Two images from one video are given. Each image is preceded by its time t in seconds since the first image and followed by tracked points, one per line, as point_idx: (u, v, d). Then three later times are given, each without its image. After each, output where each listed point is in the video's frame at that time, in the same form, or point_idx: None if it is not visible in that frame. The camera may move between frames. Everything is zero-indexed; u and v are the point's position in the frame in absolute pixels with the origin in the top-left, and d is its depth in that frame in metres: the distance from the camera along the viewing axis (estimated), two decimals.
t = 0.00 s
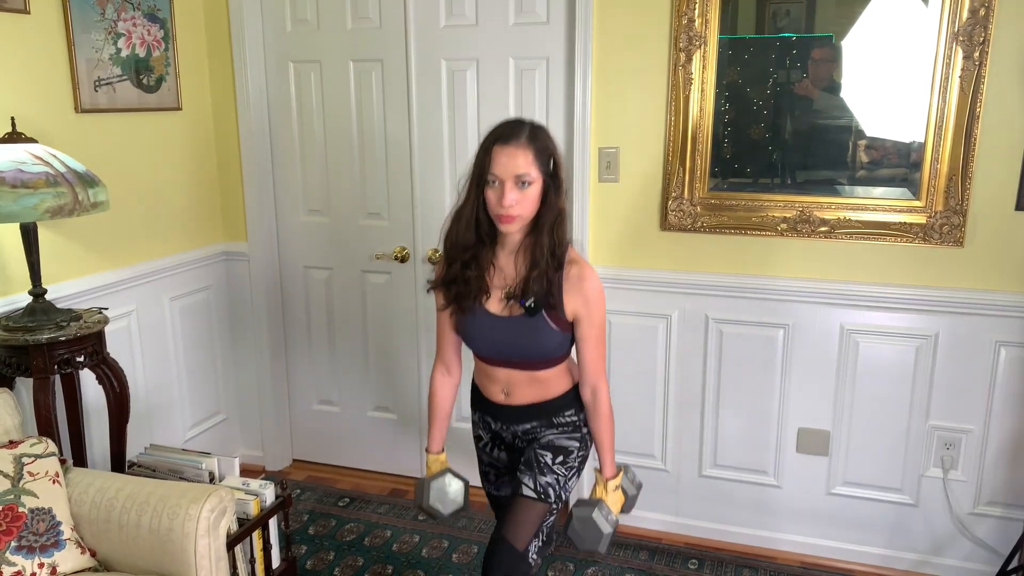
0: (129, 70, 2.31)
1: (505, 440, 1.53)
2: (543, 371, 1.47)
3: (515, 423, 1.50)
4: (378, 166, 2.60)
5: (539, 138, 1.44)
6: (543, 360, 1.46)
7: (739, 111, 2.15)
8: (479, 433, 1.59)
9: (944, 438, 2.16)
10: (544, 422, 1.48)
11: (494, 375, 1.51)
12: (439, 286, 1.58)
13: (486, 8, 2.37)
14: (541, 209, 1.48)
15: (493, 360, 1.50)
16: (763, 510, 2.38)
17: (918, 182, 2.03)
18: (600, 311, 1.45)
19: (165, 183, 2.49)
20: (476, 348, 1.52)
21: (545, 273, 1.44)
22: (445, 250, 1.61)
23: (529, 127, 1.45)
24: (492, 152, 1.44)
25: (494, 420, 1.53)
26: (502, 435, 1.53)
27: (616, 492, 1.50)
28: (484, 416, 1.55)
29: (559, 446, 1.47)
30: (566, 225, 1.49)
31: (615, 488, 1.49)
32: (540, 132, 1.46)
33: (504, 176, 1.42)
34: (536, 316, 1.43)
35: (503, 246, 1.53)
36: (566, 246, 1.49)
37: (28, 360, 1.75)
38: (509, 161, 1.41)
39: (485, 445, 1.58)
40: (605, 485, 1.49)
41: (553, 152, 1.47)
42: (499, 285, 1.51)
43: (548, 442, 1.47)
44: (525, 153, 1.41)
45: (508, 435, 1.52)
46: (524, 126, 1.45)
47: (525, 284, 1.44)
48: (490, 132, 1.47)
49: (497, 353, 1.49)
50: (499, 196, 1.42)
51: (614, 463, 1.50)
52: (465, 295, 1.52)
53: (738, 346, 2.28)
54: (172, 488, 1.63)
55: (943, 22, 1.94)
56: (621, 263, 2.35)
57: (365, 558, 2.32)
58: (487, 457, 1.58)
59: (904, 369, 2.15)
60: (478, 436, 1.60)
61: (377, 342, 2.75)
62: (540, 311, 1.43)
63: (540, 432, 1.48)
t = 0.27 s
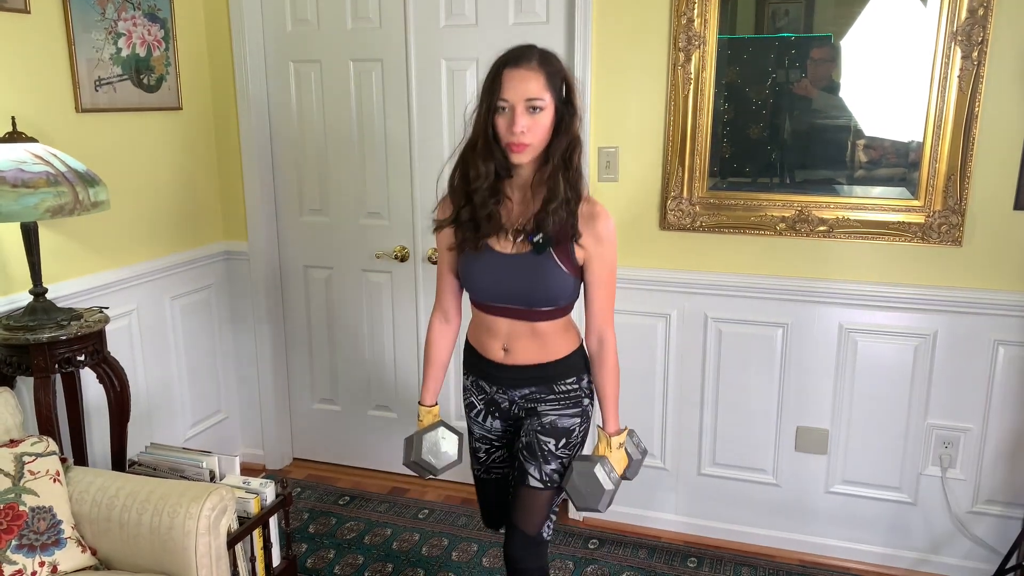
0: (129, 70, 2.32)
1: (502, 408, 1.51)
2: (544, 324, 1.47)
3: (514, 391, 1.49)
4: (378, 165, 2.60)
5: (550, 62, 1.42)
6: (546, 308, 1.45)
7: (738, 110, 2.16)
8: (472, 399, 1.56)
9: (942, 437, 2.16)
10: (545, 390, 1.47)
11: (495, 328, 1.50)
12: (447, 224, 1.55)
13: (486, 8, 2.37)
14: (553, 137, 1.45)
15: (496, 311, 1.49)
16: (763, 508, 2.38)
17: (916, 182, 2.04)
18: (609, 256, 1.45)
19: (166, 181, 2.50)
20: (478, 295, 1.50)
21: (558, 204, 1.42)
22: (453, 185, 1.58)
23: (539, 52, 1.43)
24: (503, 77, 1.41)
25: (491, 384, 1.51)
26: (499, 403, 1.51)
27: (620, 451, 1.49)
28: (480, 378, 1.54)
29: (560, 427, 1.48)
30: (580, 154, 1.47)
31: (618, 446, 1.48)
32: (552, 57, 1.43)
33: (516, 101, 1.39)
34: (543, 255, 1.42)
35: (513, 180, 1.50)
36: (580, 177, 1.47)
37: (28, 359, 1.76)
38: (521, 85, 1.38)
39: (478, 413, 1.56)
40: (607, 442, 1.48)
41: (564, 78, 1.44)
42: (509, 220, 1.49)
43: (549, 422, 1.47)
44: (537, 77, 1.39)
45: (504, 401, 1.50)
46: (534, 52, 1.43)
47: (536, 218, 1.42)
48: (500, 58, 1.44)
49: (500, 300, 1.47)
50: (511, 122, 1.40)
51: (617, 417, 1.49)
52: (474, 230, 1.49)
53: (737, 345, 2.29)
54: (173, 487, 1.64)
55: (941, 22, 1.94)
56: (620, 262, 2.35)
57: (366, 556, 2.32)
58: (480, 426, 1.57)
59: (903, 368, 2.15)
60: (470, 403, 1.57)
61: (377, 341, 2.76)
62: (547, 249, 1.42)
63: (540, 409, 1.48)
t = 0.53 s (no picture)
0: (129, 69, 2.31)
1: (503, 403, 1.49)
2: (544, 312, 1.46)
3: (516, 384, 1.47)
4: (379, 164, 2.60)
5: (546, 47, 1.42)
6: (546, 292, 1.44)
7: (738, 110, 2.15)
8: (469, 393, 1.52)
9: (942, 437, 2.16)
10: (548, 384, 1.47)
11: (496, 317, 1.49)
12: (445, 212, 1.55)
13: (486, 7, 2.37)
14: (551, 121, 1.45)
15: (496, 298, 1.48)
16: (762, 507, 2.38)
17: (916, 181, 2.04)
18: (607, 244, 1.44)
19: (165, 181, 2.50)
20: (477, 281, 1.49)
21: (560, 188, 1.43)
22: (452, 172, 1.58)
23: (535, 37, 1.43)
24: (500, 63, 1.41)
25: (491, 377, 1.49)
26: (499, 397, 1.49)
27: (610, 449, 1.44)
28: (479, 372, 1.51)
29: (565, 427, 1.49)
30: (579, 138, 1.48)
31: (609, 443, 1.43)
32: (547, 42, 1.43)
33: (513, 86, 1.39)
34: (542, 235, 1.41)
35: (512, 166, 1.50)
36: (579, 161, 1.48)
37: (28, 358, 1.76)
38: (518, 71, 1.38)
39: (475, 407, 1.52)
40: (597, 438, 1.44)
41: (561, 62, 1.44)
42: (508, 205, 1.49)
43: (554, 422, 1.48)
44: (533, 63, 1.39)
45: (506, 395, 1.48)
46: (530, 37, 1.42)
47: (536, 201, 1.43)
48: (495, 44, 1.44)
49: (500, 286, 1.46)
50: (509, 108, 1.40)
51: (610, 414, 1.45)
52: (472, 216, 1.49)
53: (738, 345, 2.29)
54: (173, 487, 1.64)
55: (942, 21, 1.94)
56: (620, 262, 2.35)
57: (366, 556, 2.32)
58: (477, 420, 1.52)
59: (903, 367, 2.16)
60: (466, 397, 1.53)
61: (378, 341, 2.76)
62: (545, 229, 1.41)
63: (544, 407, 1.48)
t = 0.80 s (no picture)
0: (130, 68, 2.31)
1: (493, 403, 1.49)
2: (529, 308, 1.45)
3: (506, 384, 1.46)
4: (379, 163, 2.60)
5: (523, 39, 1.41)
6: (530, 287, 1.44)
7: (739, 109, 2.15)
8: (459, 395, 1.52)
9: (943, 436, 2.16)
10: (539, 383, 1.46)
11: (483, 315, 1.49)
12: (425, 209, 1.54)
13: (487, 6, 2.37)
14: (529, 113, 1.44)
15: (482, 296, 1.48)
16: (763, 507, 2.38)
17: (917, 181, 2.04)
18: (590, 237, 1.43)
19: (166, 180, 2.50)
20: (462, 279, 1.49)
21: (538, 180, 1.42)
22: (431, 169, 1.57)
23: (511, 29, 1.41)
24: (476, 55, 1.40)
25: (481, 377, 1.48)
26: (490, 398, 1.49)
27: (594, 450, 1.43)
28: (469, 372, 1.51)
29: (557, 429, 1.49)
30: (557, 130, 1.46)
31: (593, 444, 1.42)
32: (524, 34, 1.42)
33: (490, 77, 1.38)
34: (523, 230, 1.40)
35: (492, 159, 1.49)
36: (558, 153, 1.46)
37: (29, 358, 1.76)
38: (494, 62, 1.38)
39: (465, 409, 1.52)
40: (581, 439, 1.43)
41: (537, 53, 1.43)
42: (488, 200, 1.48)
43: (546, 424, 1.48)
44: (510, 53, 1.38)
45: (496, 395, 1.48)
46: (506, 29, 1.41)
47: (515, 195, 1.41)
48: (471, 37, 1.43)
49: (486, 284, 1.46)
50: (486, 100, 1.39)
51: (597, 414, 1.44)
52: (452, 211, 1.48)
53: (738, 344, 2.29)
54: (173, 486, 1.64)
55: (943, 19, 1.94)
56: (621, 261, 2.35)
57: (366, 555, 2.33)
58: (467, 423, 1.52)
59: (903, 367, 2.15)
60: (455, 399, 1.53)
61: (379, 339, 2.75)
62: (526, 224, 1.40)
63: (535, 408, 1.47)
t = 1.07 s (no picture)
0: (130, 68, 2.31)
1: (484, 400, 1.49)
2: (510, 311, 1.44)
3: (497, 381, 1.46)
4: (379, 162, 2.60)
5: (484, 40, 1.41)
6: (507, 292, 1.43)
7: (739, 109, 2.15)
8: (448, 394, 1.52)
9: (944, 436, 2.16)
10: (530, 377, 1.47)
11: (469, 322, 1.48)
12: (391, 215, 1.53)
13: (487, 5, 2.37)
14: (490, 115, 1.44)
15: (463, 304, 1.46)
16: (764, 507, 2.38)
17: (918, 180, 2.04)
18: (562, 236, 1.39)
19: (166, 180, 2.50)
20: (438, 289, 1.47)
21: (500, 183, 1.40)
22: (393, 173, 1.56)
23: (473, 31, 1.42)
24: (439, 54, 1.41)
25: (471, 376, 1.48)
26: (480, 395, 1.49)
27: (578, 449, 1.43)
28: (458, 373, 1.51)
29: (548, 419, 1.50)
30: (518, 132, 1.45)
31: (576, 443, 1.42)
32: (486, 37, 1.43)
33: (450, 75, 1.39)
34: (494, 238, 1.38)
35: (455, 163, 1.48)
36: (520, 155, 1.45)
37: (29, 357, 1.76)
38: (456, 58, 1.38)
39: (454, 407, 1.52)
40: (564, 440, 1.42)
41: (500, 56, 1.43)
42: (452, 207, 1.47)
43: (537, 416, 1.49)
44: (471, 51, 1.39)
45: (487, 392, 1.48)
46: (467, 31, 1.42)
47: (480, 201, 1.40)
48: (433, 38, 1.44)
49: (462, 292, 1.44)
50: (447, 98, 1.39)
51: (579, 413, 1.41)
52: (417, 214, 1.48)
53: (739, 344, 2.29)
54: (174, 485, 1.64)
55: (944, 19, 1.94)
56: (622, 261, 2.35)
57: (367, 554, 2.33)
58: (457, 420, 1.52)
59: (904, 367, 2.15)
60: (444, 398, 1.53)
61: (380, 339, 2.75)
62: (497, 233, 1.38)
63: (527, 401, 1.48)
